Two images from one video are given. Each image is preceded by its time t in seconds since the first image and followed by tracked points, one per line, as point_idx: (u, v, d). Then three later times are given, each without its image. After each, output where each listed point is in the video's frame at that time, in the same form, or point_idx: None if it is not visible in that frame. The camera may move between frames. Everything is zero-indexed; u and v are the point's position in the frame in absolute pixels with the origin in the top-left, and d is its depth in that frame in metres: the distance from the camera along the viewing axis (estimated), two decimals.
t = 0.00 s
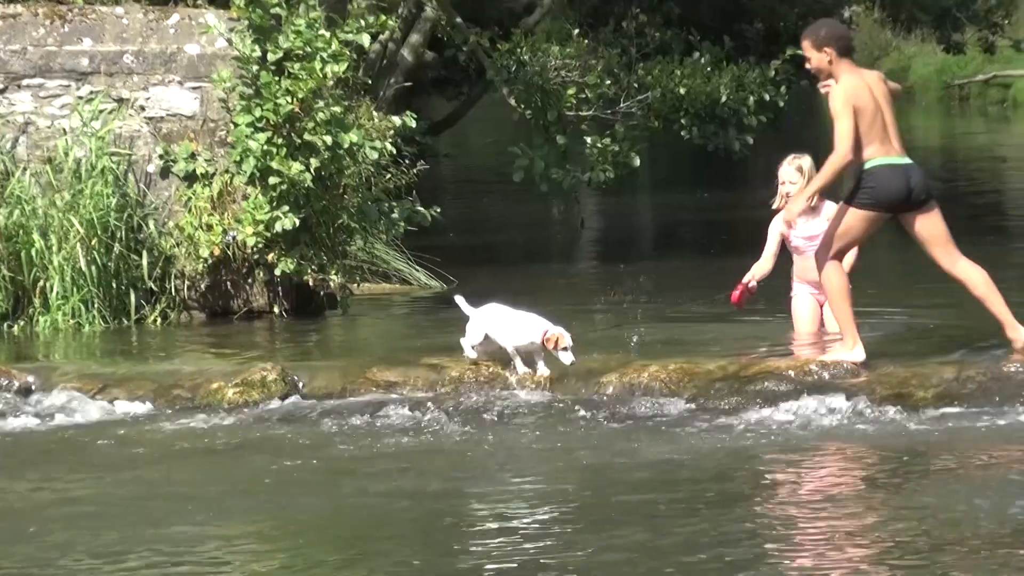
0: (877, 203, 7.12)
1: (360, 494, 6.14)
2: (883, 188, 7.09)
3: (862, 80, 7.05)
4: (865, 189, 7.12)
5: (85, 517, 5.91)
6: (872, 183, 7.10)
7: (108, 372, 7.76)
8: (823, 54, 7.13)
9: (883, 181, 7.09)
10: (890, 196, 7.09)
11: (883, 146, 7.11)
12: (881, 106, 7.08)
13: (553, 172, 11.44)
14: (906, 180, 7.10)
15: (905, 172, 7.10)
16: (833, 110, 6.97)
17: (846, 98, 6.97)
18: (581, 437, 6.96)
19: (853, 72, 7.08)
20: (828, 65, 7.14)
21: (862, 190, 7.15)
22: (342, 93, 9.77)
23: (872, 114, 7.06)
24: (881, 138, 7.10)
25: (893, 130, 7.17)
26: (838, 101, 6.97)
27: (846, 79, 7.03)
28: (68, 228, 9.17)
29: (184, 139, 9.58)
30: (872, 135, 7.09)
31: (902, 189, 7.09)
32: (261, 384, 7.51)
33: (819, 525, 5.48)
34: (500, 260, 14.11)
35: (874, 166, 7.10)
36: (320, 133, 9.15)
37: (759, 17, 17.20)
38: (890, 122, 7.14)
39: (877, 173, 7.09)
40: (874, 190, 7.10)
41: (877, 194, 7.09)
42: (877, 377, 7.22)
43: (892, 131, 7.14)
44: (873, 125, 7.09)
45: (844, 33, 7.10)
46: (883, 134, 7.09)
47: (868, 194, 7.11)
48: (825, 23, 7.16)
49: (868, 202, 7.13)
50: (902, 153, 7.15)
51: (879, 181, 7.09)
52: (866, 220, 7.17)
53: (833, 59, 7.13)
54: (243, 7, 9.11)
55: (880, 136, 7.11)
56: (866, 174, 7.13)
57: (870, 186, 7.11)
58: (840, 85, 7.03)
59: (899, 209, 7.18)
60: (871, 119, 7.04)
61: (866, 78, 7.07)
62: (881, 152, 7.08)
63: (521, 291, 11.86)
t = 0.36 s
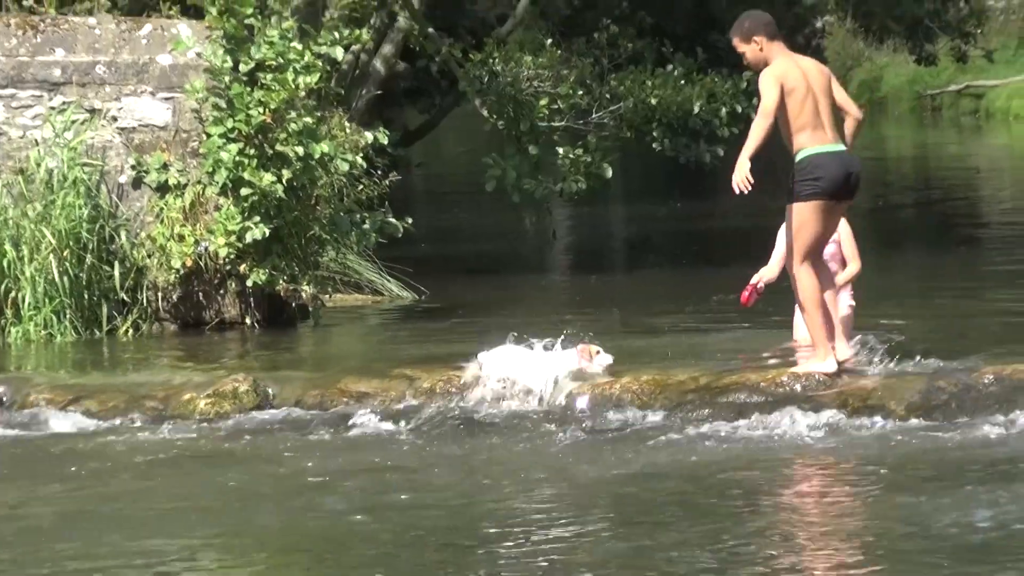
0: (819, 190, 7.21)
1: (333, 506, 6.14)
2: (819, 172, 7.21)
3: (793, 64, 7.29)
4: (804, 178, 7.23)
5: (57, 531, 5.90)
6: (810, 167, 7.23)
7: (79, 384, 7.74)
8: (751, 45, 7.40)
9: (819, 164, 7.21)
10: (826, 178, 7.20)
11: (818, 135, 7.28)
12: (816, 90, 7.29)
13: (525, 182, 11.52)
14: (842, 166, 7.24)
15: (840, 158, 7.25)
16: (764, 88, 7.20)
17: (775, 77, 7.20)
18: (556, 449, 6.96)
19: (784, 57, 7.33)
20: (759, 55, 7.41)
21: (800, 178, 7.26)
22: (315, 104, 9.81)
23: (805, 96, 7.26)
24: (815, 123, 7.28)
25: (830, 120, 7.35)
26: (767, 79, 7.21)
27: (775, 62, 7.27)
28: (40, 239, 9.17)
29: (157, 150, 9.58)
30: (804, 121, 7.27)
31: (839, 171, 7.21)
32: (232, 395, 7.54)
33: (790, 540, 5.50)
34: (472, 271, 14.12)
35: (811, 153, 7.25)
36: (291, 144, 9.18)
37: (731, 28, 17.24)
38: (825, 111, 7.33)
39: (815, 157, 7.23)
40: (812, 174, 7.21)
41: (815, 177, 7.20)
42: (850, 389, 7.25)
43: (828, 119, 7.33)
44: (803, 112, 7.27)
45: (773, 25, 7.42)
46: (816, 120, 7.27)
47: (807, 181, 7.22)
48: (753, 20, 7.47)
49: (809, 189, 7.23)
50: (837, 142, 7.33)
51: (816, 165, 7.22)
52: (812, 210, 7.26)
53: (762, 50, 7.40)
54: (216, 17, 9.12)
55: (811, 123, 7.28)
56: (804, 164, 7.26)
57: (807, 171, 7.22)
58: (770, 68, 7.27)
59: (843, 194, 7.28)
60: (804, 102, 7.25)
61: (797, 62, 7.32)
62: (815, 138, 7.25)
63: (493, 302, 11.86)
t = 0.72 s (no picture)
0: (766, 244, 7.47)
1: (298, 561, 6.14)
2: (770, 224, 7.49)
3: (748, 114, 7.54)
4: (754, 230, 7.47)
5: None
6: (761, 219, 7.49)
7: (41, 437, 7.70)
8: (702, 94, 7.55)
9: (770, 217, 7.50)
10: (777, 232, 7.49)
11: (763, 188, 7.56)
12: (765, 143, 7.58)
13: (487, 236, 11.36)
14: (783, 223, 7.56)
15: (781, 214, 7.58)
16: (731, 130, 7.35)
17: (741, 120, 7.40)
18: (523, 502, 6.98)
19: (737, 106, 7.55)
20: (707, 105, 7.56)
21: (749, 229, 7.48)
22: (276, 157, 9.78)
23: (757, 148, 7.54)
24: (764, 175, 7.56)
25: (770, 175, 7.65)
26: (734, 126, 7.38)
27: (734, 110, 7.48)
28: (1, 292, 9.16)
29: (119, 202, 9.53)
30: (755, 175, 7.53)
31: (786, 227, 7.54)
32: (194, 448, 7.46)
33: None
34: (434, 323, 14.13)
35: (760, 207, 7.51)
36: (253, 197, 9.18)
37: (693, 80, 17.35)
38: (767, 167, 7.63)
39: (764, 210, 7.51)
40: (763, 227, 7.48)
41: (767, 230, 7.47)
42: (813, 443, 7.29)
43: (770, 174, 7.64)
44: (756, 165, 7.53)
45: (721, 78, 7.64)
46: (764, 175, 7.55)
47: (758, 233, 7.47)
48: (699, 70, 7.63)
49: (758, 241, 7.47)
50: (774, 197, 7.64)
51: (767, 217, 7.49)
52: (760, 262, 7.49)
53: (710, 99, 7.56)
54: (176, 70, 9.12)
55: (760, 176, 7.55)
56: (752, 216, 7.50)
57: (758, 223, 7.48)
58: (730, 114, 7.46)
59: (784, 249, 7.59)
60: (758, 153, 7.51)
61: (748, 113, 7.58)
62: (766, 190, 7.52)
63: (457, 354, 11.89)
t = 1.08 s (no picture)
0: (718, 266, 7.53)
1: None
2: (724, 248, 7.56)
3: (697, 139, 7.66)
4: (708, 253, 7.53)
5: None
6: (715, 243, 7.55)
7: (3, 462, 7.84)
8: (648, 117, 7.66)
9: (724, 241, 7.57)
10: (732, 255, 7.56)
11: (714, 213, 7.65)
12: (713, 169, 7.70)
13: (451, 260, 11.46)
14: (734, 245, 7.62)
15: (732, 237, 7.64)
16: (681, 155, 7.47)
17: (690, 145, 7.53)
18: (486, 526, 7.03)
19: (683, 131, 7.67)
20: (653, 128, 7.67)
21: (703, 252, 7.54)
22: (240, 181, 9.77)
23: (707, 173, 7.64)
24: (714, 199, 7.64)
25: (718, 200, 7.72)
26: (683, 152, 7.46)
27: (682, 134, 7.60)
28: None
29: (82, 226, 9.53)
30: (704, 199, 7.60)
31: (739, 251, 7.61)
32: (157, 471, 7.59)
33: None
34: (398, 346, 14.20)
35: (711, 230, 7.57)
36: (217, 221, 9.19)
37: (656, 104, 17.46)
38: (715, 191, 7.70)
39: (715, 233, 7.58)
40: (718, 250, 7.54)
41: (721, 253, 7.54)
42: (773, 467, 7.38)
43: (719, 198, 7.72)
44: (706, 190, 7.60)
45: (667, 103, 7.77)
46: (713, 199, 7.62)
47: (711, 256, 7.53)
48: (644, 95, 7.76)
49: (713, 264, 7.52)
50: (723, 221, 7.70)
51: (721, 240, 7.56)
52: (715, 284, 7.54)
53: (657, 123, 7.68)
54: (139, 95, 9.15)
55: (709, 200, 7.61)
56: (706, 239, 7.56)
57: (712, 247, 7.54)
58: (679, 139, 7.57)
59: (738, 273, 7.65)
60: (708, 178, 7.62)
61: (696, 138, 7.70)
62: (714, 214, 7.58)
63: (421, 378, 11.92)
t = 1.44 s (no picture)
0: (677, 275, 7.67)
1: None
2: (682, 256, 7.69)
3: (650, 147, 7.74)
4: (668, 262, 7.66)
5: None
6: (673, 251, 7.67)
7: None
8: (602, 125, 7.71)
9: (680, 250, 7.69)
10: (687, 264, 7.70)
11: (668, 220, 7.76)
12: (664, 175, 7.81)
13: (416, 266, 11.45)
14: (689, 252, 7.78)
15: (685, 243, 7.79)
16: (644, 169, 7.55)
17: (648, 156, 7.62)
18: (455, 535, 7.12)
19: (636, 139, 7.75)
20: (606, 136, 7.73)
21: (664, 260, 7.67)
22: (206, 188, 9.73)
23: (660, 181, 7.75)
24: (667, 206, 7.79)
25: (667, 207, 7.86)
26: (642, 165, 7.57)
27: (636, 144, 7.69)
28: None
29: (47, 233, 9.53)
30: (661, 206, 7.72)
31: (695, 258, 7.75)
32: (123, 477, 7.71)
33: None
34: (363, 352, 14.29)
35: (670, 237, 7.70)
36: (183, 228, 9.18)
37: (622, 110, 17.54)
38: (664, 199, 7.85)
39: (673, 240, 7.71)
40: (676, 260, 7.67)
41: (679, 262, 7.67)
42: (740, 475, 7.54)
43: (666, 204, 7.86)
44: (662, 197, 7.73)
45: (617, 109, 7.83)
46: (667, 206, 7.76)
47: (671, 265, 7.66)
48: (594, 101, 7.79)
49: (671, 273, 7.66)
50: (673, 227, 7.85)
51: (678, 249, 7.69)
52: (671, 294, 7.68)
53: (609, 130, 7.73)
54: (105, 101, 9.13)
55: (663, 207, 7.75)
56: (665, 247, 7.67)
57: (670, 255, 7.66)
58: (635, 149, 7.64)
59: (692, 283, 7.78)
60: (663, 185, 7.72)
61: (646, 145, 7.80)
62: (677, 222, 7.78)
63: (388, 384, 11.96)
